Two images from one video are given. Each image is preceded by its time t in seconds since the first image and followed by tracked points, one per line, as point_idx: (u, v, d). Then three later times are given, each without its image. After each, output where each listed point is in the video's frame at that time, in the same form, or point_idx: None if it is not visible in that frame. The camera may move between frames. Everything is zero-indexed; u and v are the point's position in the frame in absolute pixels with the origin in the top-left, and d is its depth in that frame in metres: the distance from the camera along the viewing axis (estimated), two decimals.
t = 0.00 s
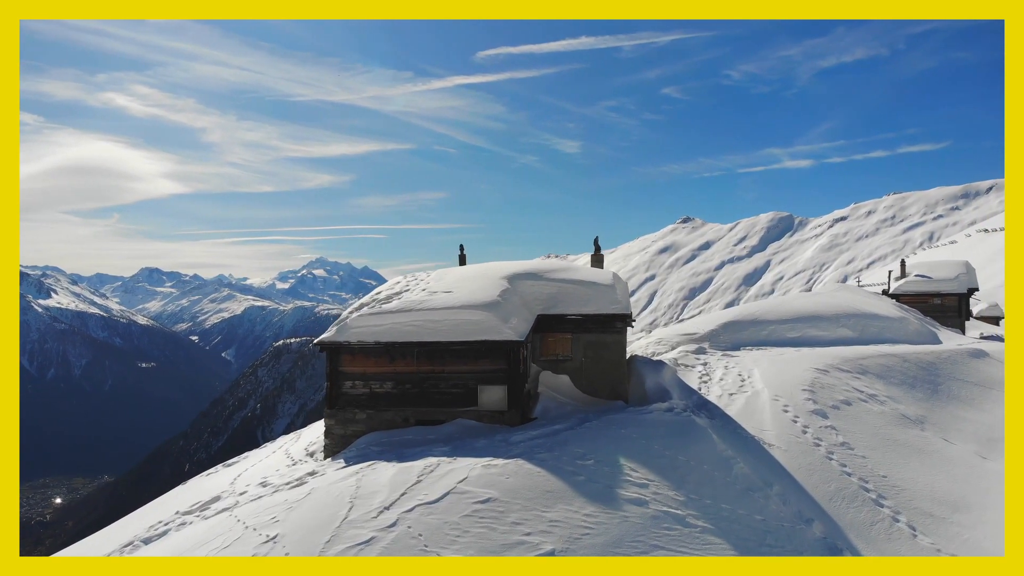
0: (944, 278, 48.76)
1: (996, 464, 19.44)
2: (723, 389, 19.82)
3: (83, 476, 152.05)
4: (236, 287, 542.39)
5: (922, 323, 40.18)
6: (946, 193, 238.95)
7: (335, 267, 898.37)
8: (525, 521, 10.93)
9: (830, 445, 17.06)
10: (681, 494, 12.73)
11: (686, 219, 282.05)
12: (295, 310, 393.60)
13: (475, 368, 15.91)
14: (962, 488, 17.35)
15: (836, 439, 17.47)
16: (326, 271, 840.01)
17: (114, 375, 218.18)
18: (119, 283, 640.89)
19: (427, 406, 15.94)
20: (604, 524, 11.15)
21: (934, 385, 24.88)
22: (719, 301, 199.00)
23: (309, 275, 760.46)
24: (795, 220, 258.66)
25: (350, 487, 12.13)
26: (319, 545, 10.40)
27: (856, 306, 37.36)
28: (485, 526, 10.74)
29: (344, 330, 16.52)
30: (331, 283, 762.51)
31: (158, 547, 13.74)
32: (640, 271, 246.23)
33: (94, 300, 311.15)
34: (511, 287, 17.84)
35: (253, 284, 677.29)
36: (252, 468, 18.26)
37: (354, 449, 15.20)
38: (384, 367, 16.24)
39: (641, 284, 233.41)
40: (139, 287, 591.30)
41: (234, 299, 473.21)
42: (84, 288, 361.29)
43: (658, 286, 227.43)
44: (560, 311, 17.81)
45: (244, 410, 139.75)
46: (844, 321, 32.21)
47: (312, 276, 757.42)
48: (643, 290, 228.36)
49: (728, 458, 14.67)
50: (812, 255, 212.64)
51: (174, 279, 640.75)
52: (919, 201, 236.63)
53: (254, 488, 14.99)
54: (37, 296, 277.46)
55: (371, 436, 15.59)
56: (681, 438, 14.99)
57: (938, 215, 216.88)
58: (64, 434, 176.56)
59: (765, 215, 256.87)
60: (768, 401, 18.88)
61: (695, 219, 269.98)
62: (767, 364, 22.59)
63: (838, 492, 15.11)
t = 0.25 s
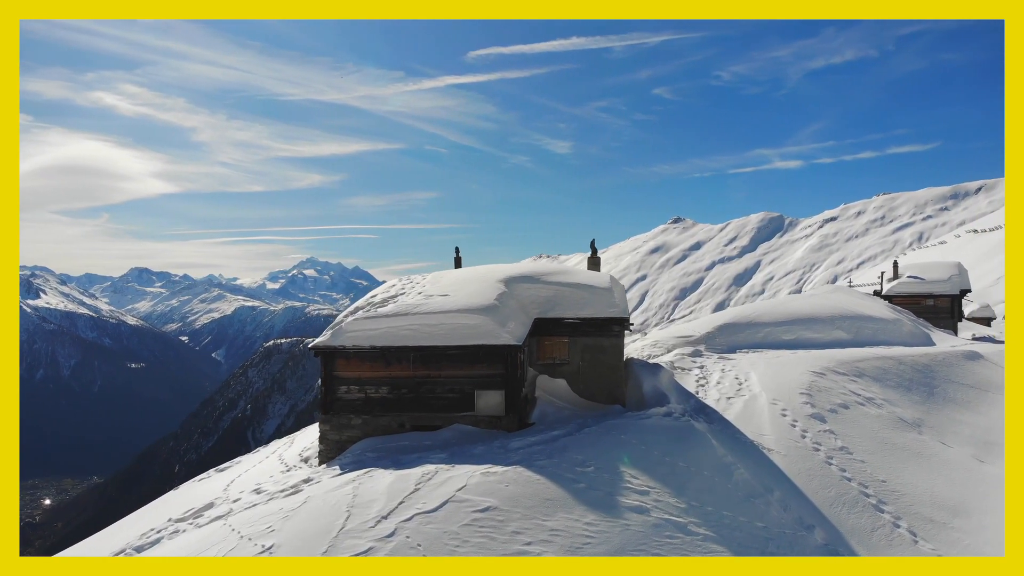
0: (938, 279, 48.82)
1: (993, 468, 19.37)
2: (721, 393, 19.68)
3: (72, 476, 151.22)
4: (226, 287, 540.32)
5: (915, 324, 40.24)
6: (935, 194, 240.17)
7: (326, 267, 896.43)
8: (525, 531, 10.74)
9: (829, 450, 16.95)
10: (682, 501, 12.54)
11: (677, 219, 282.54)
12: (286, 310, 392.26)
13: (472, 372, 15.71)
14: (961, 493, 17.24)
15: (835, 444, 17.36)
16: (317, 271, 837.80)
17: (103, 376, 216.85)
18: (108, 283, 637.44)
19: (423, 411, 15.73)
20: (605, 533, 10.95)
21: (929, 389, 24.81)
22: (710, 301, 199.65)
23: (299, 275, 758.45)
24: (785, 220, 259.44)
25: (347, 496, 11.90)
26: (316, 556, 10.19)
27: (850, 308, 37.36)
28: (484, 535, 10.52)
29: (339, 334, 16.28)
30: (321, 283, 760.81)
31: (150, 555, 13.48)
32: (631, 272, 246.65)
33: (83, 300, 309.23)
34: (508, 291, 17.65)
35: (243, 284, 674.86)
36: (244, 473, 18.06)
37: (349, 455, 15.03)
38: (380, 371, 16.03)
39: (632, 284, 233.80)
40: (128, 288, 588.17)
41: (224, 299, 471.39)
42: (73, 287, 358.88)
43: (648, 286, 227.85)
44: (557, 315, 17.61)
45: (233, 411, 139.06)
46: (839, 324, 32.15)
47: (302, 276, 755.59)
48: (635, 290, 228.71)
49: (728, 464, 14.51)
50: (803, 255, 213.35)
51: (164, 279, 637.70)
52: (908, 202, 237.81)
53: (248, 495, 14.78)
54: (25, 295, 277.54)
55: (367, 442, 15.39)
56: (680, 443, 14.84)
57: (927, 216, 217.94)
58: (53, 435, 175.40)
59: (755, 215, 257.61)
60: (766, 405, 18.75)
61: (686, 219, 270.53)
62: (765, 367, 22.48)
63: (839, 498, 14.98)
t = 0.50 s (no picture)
0: (932, 280, 48.86)
1: (993, 473, 19.30)
2: (720, 397, 19.55)
3: (61, 477, 150.43)
4: (216, 287, 538.35)
5: (910, 326, 40.24)
6: (926, 194, 241.16)
7: (317, 267, 894.24)
8: (528, 541, 10.53)
9: (831, 455, 16.84)
10: (685, 510, 12.39)
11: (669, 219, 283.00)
12: (277, 310, 391.13)
13: (472, 377, 15.53)
14: (962, 498, 17.14)
15: (836, 449, 17.24)
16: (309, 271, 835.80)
17: (93, 377, 215.47)
18: (98, 283, 634.28)
19: (422, 416, 15.55)
20: (610, 543, 10.74)
21: (926, 392, 24.75)
22: (701, 302, 200.02)
23: (290, 275, 756.77)
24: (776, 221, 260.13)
25: (347, 505, 11.70)
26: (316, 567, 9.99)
27: (845, 310, 37.32)
28: (487, 547, 10.30)
29: (336, 339, 16.06)
30: (313, 283, 759.13)
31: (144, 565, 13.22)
32: (622, 272, 247.01)
33: (72, 300, 307.44)
34: (507, 295, 17.45)
35: (234, 284, 672.62)
36: (240, 479, 17.83)
37: (347, 462, 14.83)
38: (378, 376, 15.81)
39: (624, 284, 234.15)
40: (118, 287, 585.20)
41: (214, 299, 469.54)
42: (62, 288, 356.79)
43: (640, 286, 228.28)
44: (556, 319, 17.41)
45: (224, 411, 138.58)
46: (835, 326, 32.07)
47: (294, 275, 753.88)
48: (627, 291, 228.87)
49: (731, 471, 14.36)
50: (794, 255, 213.96)
51: (154, 279, 634.89)
52: (898, 202, 238.80)
53: (244, 502, 14.54)
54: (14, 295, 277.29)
55: (365, 449, 15.19)
56: (681, 449, 14.70)
57: (917, 216, 218.78)
58: (42, 435, 174.32)
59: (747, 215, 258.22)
60: (766, 410, 18.63)
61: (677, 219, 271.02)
62: (763, 370, 22.37)
63: (841, 504, 14.86)
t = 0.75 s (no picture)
0: (926, 282, 48.94)
1: (991, 476, 19.28)
2: (719, 401, 19.46)
3: (52, 478, 149.45)
4: (208, 287, 536.44)
5: (905, 328, 40.29)
6: (917, 195, 242.11)
7: (309, 267, 892.22)
8: (533, 549, 10.34)
9: (832, 460, 16.76)
10: (689, 516, 12.29)
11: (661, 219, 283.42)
12: (269, 310, 389.94)
13: (472, 383, 15.38)
14: (964, 502, 17.07)
15: (837, 454, 17.16)
16: (300, 271, 834.00)
17: (84, 377, 213.98)
18: (88, 283, 631.10)
19: (421, 421, 15.39)
20: (615, 549, 10.59)
21: (925, 394, 24.72)
22: (693, 301, 200.37)
23: (282, 275, 754.79)
24: (768, 221, 260.76)
25: (347, 512, 11.51)
26: None
27: (840, 312, 37.30)
28: (490, 555, 10.08)
29: (333, 344, 15.87)
30: (304, 283, 757.56)
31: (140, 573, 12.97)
32: (615, 272, 247.29)
33: (63, 300, 305.57)
34: (507, 298, 17.27)
35: (226, 284, 670.68)
36: (237, 484, 17.63)
37: (346, 468, 14.67)
38: (376, 381, 15.66)
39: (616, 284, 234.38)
40: (109, 288, 582.43)
41: (206, 299, 467.79)
42: (53, 288, 354.88)
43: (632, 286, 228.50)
44: (557, 322, 17.24)
45: (216, 411, 138.06)
46: (832, 328, 32.05)
47: (285, 276, 752.39)
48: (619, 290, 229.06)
49: (733, 476, 14.29)
50: (785, 255, 214.47)
51: (145, 279, 631.99)
52: (889, 203, 239.71)
53: (242, 509, 14.32)
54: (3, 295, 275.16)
55: (364, 455, 15.02)
56: (683, 455, 14.59)
57: (908, 217, 219.64)
58: (32, 436, 173.09)
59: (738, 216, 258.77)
60: (766, 413, 18.56)
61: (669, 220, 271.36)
62: (762, 373, 22.29)
63: (843, 509, 14.79)
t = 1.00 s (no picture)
0: (918, 283, 49.06)
1: (989, 479, 19.29)
2: (719, 405, 19.35)
3: (40, 479, 148.35)
4: (197, 287, 534.34)
5: (899, 330, 40.32)
6: (905, 195, 243.33)
7: (299, 267, 889.96)
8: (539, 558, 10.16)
9: (834, 464, 16.70)
10: (694, 524, 12.16)
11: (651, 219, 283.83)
12: (258, 310, 388.32)
13: (472, 388, 15.23)
14: (965, 506, 17.04)
15: (838, 458, 17.10)
16: (290, 271, 830.89)
17: (71, 377, 212.32)
18: (76, 283, 626.88)
19: (420, 427, 15.23)
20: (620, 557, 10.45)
21: (921, 397, 24.70)
22: (683, 301, 200.78)
23: (272, 276, 752.31)
24: (757, 222, 261.50)
25: (349, 522, 11.30)
26: None
27: (835, 314, 37.34)
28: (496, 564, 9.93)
29: (332, 348, 15.69)
30: (294, 283, 755.03)
31: None
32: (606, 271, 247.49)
33: (51, 300, 303.23)
34: (506, 302, 17.12)
35: (215, 284, 667.84)
36: (233, 490, 17.43)
37: (345, 475, 14.51)
38: (375, 386, 15.49)
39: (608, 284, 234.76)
40: (97, 288, 578.91)
41: (195, 300, 465.42)
42: (41, 287, 352.82)
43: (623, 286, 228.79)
44: (557, 326, 17.10)
45: (206, 412, 137.58)
46: (827, 330, 32.05)
47: (275, 276, 749.96)
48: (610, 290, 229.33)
49: (737, 483, 14.19)
50: (775, 255, 215.13)
51: (133, 279, 628.34)
52: (878, 203, 240.82)
53: (239, 516, 14.12)
54: None
55: (363, 461, 14.86)
56: (685, 461, 14.48)
57: (897, 217, 220.68)
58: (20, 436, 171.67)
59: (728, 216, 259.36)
60: (767, 418, 18.47)
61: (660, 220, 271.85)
62: (760, 376, 22.23)
63: (846, 514, 14.70)
